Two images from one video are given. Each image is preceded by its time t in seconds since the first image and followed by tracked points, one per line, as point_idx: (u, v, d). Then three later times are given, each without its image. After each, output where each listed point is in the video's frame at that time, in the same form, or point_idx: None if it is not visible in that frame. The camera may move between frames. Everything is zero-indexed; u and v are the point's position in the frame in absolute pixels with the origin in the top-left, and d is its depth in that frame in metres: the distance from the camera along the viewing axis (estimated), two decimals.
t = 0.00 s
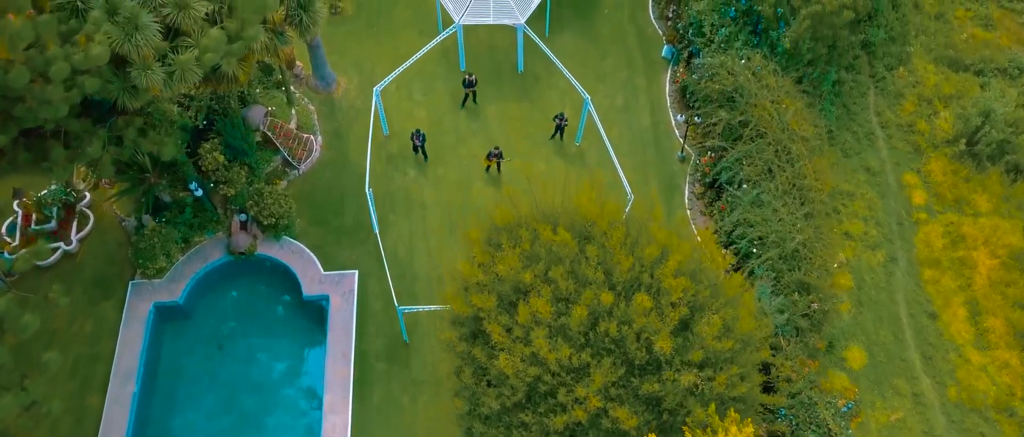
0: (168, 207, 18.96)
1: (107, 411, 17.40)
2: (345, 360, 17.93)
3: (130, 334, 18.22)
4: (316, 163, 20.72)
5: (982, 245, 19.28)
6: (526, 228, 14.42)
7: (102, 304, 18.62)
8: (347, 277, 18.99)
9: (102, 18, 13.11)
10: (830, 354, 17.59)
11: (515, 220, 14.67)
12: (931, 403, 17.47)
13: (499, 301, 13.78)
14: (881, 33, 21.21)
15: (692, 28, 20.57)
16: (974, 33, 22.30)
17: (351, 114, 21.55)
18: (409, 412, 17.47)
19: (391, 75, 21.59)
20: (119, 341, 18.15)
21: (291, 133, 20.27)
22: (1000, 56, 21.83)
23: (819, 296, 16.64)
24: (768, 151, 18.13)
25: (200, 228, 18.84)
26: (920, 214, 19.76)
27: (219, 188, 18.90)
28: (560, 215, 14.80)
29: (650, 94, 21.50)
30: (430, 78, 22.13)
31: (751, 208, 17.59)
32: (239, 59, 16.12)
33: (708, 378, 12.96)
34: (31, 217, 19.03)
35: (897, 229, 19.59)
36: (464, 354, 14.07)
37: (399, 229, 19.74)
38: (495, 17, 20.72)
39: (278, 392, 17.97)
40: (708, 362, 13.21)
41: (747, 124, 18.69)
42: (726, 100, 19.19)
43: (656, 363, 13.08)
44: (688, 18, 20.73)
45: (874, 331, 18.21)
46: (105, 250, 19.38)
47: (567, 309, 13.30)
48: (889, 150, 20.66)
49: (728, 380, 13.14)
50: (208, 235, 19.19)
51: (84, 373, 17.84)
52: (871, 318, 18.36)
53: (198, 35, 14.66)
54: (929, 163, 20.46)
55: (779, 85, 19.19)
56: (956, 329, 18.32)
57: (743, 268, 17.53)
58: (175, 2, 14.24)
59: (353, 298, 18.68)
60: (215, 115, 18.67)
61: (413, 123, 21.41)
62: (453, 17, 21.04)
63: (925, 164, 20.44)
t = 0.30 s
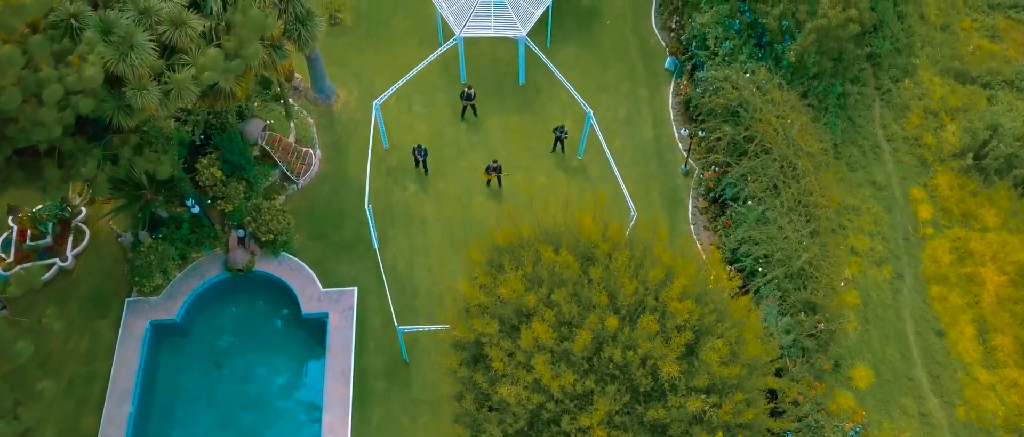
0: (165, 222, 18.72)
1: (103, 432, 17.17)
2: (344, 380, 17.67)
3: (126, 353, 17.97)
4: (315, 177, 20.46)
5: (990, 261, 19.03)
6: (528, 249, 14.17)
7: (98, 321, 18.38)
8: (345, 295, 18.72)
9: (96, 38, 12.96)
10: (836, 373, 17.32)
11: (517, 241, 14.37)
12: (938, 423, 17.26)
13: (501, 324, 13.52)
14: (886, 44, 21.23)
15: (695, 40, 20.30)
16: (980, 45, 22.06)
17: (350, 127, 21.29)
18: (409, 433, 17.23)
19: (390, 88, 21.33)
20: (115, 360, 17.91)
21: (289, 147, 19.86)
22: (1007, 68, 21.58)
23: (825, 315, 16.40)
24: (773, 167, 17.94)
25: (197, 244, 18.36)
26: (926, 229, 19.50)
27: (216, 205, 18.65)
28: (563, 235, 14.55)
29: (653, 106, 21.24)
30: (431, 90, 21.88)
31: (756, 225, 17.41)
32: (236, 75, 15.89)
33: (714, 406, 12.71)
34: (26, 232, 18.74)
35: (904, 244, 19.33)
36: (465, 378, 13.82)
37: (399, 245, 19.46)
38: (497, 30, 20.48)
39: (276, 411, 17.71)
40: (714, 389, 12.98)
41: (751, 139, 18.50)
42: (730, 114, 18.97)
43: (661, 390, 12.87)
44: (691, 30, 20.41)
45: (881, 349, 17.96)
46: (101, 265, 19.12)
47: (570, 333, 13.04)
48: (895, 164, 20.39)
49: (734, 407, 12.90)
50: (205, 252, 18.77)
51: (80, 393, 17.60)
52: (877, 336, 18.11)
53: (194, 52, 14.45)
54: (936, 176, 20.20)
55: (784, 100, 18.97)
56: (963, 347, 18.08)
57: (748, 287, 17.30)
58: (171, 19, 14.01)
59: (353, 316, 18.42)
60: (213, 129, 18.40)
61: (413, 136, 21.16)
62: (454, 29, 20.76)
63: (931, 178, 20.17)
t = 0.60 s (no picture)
0: (162, 237, 18.37)
1: None
2: (343, 399, 17.43)
3: (121, 372, 17.72)
4: (314, 192, 20.22)
5: (998, 277, 18.80)
6: (530, 270, 13.94)
7: (94, 339, 18.14)
8: (344, 312, 18.45)
9: (89, 58, 12.85)
10: (843, 393, 17.10)
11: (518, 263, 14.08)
12: None
13: (502, 348, 13.24)
14: (891, 55, 20.99)
15: (698, 51, 20.07)
16: (987, 56, 21.84)
17: (350, 139, 21.05)
18: None
19: (390, 101, 21.09)
20: (111, 379, 17.65)
21: (287, 161, 19.72)
22: (1014, 80, 21.34)
23: (832, 336, 16.25)
24: (778, 184, 17.84)
25: (194, 260, 18.05)
26: (933, 244, 19.27)
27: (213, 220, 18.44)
28: (565, 255, 14.32)
29: (656, 119, 20.99)
30: (431, 103, 21.67)
31: (761, 242, 17.30)
32: (234, 93, 15.65)
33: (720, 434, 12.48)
34: (20, 247, 18.31)
35: (910, 260, 19.09)
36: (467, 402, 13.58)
37: (399, 261, 19.21)
38: (498, 41, 20.25)
39: (275, 431, 17.46)
40: (720, 415, 12.75)
41: (756, 155, 18.31)
42: (735, 129, 18.76)
43: (666, 417, 12.64)
44: (694, 41, 20.23)
45: (887, 367, 17.71)
46: (97, 281, 18.87)
47: (573, 358, 12.78)
48: (901, 177, 20.15)
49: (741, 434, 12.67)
50: (202, 267, 18.43)
51: (75, 412, 17.36)
52: (884, 354, 17.86)
53: (191, 70, 14.30)
54: (942, 190, 19.96)
55: (790, 114, 18.66)
56: (971, 365, 17.86)
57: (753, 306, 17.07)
58: (167, 37, 13.92)
59: (352, 334, 18.18)
60: (210, 145, 18.09)
61: (413, 149, 20.92)
62: (454, 41, 20.53)
63: (938, 192, 19.93)
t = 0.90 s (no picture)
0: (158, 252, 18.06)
1: None
2: (342, 417, 17.21)
3: (118, 390, 17.49)
4: (313, 205, 19.98)
5: (1005, 293, 18.58)
6: (532, 290, 13.70)
7: (90, 356, 17.90)
8: (343, 329, 18.23)
9: (82, 79, 12.69)
10: (848, 412, 16.86)
11: (518, 285, 13.80)
12: None
13: (504, 372, 13.00)
14: (896, 67, 20.78)
15: (701, 63, 19.99)
16: (992, 67, 21.62)
17: (349, 152, 20.81)
18: None
19: (391, 113, 20.89)
20: (107, 397, 17.42)
21: (286, 175, 19.53)
22: (1020, 91, 21.11)
23: (837, 355, 16.26)
24: (783, 200, 17.79)
25: (191, 275, 17.94)
26: (939, 259, 19.03)
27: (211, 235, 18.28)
28: (568, 274, 14.10)
29: (658, 131, 20.74)
30: (432, 115, 21.45)
31: (766, 259, 17.30)
32: (233, 109, 15.44)
33: None
34: (16, 263, 18.33)
35: (916, 275, 18.85)
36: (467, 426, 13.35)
37: (399, 276, 18.96)
38: (499, 54, 20.05)
39: None
40: None
41: (761, 169, 18.26)
42: (739, 143, 18.65)
43: None
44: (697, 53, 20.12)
45: (893, 384, 17.48)
46: (93, 297, 18.62)
47: (575, 382, 12.55)
48: (907, 190, 19.91)
49: None
50: (199, 283, 18.31)
51: (70, 430, 17.12)
52: (890, 372, 17.62)
53: (186, 88, 14.25)
54: (949, 204, 19.73)
55: (795, 128, 18.59)
56: (978, 382, 17.65)
57: (757, 324, 17.02)
58: (162, 55, 13.83)
59: (351, 351, 17.95)
60: (208, 160, 17.80)
61: (413, 162, 20.69)
62: (455, 53, 20.33)
63: (943, 206, 19.69)
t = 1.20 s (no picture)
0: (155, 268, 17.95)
1: None
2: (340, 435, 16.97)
3: (113, 408, 17.25)
4: (311, 219, 19.77)
5: (1011, 309, 18.36)
6: (533, 311, 13.50)
7: (85, 373, 17.69)
8: (341, 345, 18.01)
9: (74, 99, 12.59)
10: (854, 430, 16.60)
11: (518, 307, 13.59)
12: None
13: (504, 395, 12.81)
14: (900, 78, 20.61)
15: (704, 76, 19.75)
16: (997, 78, 21.42)
17: (348, 165, 20.60)
18: None
19: (391, 125, 20.68)
20: (102, 416, 17.18)
21: (284, 188, 19.33)
22: None
23: (842, 374, 16.12)
24: (787, 215, 17.76)
25: (188, 291, 17.78)
26: (944, 274, 18.82)
27: (208, 250, 18.04)
28: (569, 295, 13.89)
29: (660, 143, 20.53)
30: (431, 127, 21.25)
31: (769, 276, 17.20)
32: (230, 124, 15.21)
33: None
34: (9, 278, 18.07)
35: (921, 290, 18.63)
36: None
37: (398, 292, 18.74)
38: (499, 66, 19.82)
39: None
40: None
41: (765, 185, 18.16)
42: (742, 158, 18.60)
43: None
44: (700, 65, 19.93)
45: (898, 402, 17.27)
46: (89, 313, 18.41)
47: (578, 406, 12.35)
48: (911, 204, 19.69)
49: None
50: (196, 299, 18.13)
51: None
52: (896, 389, 17.40)
53: (181, 107, 14.13)
54: (954, 218, 19.51)
55: (798, 142, 18.61)
56: (984, 400, 17.43)
57: (761, 341, 16.89)
58: (155, 73, 13.65)
59: (349, 368, 17.73)
60: (204, 173, 17.62)
61: (413, 174, 20.48)
62: (454, 65, 20.10)
63: (948, 219, 19.48)
